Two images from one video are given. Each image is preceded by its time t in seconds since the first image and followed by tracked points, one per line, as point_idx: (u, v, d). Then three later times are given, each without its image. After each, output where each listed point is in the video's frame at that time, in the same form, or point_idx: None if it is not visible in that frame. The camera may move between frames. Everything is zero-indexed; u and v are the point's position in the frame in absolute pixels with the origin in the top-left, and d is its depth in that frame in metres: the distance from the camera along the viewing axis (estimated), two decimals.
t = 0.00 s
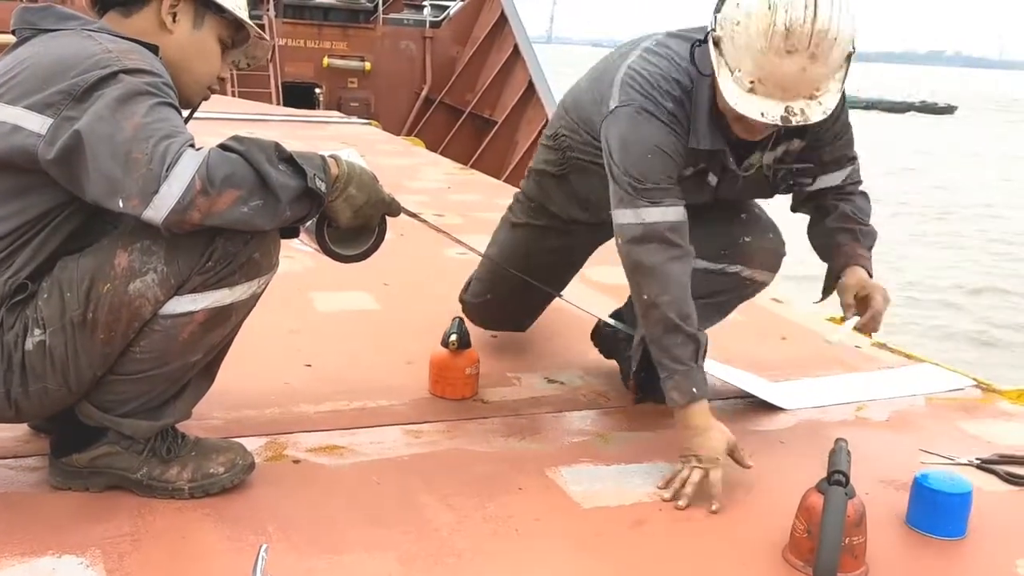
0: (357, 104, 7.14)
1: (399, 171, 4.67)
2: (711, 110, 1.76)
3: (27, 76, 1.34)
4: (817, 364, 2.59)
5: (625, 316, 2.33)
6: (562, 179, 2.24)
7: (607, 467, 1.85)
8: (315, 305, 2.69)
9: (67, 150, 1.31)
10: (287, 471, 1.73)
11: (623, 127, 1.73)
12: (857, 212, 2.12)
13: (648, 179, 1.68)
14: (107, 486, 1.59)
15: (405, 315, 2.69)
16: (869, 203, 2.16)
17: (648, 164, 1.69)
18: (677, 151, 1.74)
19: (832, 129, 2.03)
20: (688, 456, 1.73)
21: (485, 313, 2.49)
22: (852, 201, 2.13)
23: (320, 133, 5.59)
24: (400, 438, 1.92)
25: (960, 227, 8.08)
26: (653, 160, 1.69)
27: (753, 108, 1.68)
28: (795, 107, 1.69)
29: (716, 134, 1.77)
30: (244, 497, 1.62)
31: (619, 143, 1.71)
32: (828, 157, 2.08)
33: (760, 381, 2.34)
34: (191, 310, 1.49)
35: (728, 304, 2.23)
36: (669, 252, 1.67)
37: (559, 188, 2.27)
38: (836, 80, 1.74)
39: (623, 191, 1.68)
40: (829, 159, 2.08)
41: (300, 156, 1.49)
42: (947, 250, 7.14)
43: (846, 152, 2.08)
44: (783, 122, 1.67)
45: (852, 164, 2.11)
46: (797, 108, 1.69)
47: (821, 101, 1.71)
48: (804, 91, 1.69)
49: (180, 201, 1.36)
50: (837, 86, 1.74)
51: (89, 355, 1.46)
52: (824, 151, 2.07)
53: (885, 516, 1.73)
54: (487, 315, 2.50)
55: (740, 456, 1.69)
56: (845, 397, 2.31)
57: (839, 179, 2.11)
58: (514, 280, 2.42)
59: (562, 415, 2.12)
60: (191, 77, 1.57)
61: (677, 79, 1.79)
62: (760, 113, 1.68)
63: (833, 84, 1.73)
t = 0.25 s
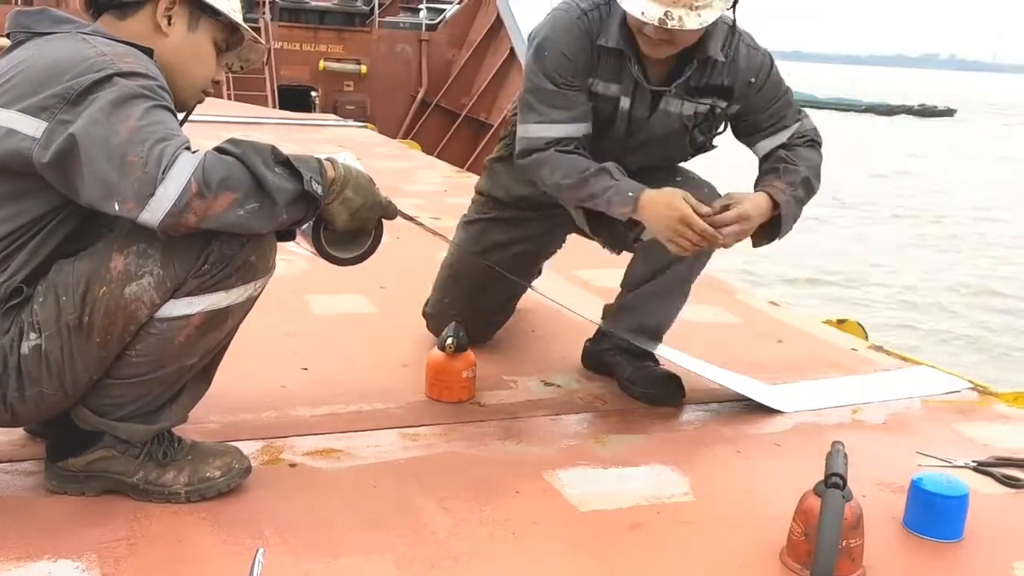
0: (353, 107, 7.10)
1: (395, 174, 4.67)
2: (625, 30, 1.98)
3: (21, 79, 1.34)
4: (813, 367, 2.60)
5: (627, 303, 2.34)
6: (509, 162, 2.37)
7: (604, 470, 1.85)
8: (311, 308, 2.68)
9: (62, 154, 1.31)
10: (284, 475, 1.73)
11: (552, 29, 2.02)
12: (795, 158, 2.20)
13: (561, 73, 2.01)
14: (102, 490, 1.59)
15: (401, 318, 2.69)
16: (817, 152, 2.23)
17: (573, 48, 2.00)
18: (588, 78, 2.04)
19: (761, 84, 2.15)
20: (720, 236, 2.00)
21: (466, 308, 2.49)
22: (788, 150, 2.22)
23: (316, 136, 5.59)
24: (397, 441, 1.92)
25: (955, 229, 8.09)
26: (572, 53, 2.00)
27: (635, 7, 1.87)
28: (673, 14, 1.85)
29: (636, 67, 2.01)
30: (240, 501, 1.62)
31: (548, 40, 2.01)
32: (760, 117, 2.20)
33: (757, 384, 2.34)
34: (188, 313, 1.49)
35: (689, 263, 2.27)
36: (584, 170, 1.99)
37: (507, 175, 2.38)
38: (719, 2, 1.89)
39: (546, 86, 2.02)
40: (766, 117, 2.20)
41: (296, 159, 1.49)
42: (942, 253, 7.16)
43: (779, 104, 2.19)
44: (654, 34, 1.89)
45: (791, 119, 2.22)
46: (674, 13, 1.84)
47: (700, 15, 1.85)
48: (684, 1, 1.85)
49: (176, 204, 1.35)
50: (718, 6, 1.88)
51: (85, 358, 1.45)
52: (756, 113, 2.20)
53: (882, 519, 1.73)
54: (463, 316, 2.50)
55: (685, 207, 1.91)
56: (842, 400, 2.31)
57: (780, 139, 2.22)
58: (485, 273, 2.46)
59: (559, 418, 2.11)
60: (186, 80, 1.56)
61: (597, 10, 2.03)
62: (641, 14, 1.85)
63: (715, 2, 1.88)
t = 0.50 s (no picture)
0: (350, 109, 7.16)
1: (393, 177, 4.68)
2: (532, 28, 2.11)
3: (19, 83, 1.34)
4: (811, 370, 2.60)
5: (613, 286, 2.32)
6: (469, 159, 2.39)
7: (602, 474, 1.85)
8: (309, 311, 2.68)
9: (60, 157, 1.31)
10: (282, 479, 1.72)
11: (462, 42, 2.16)
12: (690, 140, 2.17)
13: (474, 83, 2.15)
14: (100, 494, 1.59)
15: (399, 321, 2.69)
16: (720, 130, 2.18)
17: (477, 56, 2.15)
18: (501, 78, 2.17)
19: (665, 61, 2.16)
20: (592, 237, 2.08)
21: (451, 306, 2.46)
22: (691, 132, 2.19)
23: (314, 139, 5.59)
24: (395, 444, 1.92)
25: (951, 232, 8.10)
26: (482, 61, 2.15)
27: None
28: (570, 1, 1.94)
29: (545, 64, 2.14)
30: (238, 504, 1.62)
31: (458, 53, 2.16)
32: (671, 93, 2.20)
33: (755, 386, 2.34)
34: (186, 317, 1.49)
35: (655, 233, 2.27)
36: (495, 169, 2.17)
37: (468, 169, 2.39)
38: None
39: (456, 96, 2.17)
40: (678, 93, 2.20)
41: (294, 163, 1.49)
42: (938, 255, 7.17)
43: (691, 81, 2.19)
44: (555, 23, 1.98)
45: (704, 94, 2.19)
46: None
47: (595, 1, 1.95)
48: None
49: (174, 208, 1.35)
50: None
51: (83, 362, 1.45)
52: (665, 87, 2.20)
53: (880, 521, 1.73)
54: (450, 316, 2.49)
55: (554, 207, 2.09)
56: (839, 403, 2.31)
57: (692, 116, 2.20)
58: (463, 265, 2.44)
59: (557, 421, 2.11)
60: (184, 84, 1.56)
61: (504, 16, 2.17)
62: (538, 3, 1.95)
63: None
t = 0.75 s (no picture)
0: (348, 112, 7.22)
1: (390, 180, 4.69)
2: (450, 73, 2.21)
3: (16, 86, 1.33)
4: (809, 372, 2.60)
5: (613, 277, 2.30)
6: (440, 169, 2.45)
7: (600, 476, 1.85)
8: (306, 314, 2.68)
9: (58, 161, 1.31)
10: (280, 482, 1.72)
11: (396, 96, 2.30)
12: (579, 188, 2.17)
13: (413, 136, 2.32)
14: (98, 498, 1.58)
15: (396, 324, 2.69)
16: (611, 175, 2.17)
17: (411, 109, 2.28)
18: (437, 121, 2.30)
19: (579, 79, 2.16)
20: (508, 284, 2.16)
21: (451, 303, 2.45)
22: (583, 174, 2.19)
23: (310, 142, 5.60)
24: (393, 447, 1.92)
25: (948, 235, 8.12)
26: (415, 113, 2.28)
27: (439, 50, 2.03)
28: (472, 47, 2.01)
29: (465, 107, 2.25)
30: (236, 508, 1.61)
31: (394, 109, 2.30)
32: (579, 115, 2.20)
33: (753, 389, 2.35)
34: (184, 320, 1.48)
35: (652, 218, 2.29)
36: (435, 223, 2.33)
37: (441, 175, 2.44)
38: (513, 24, 2.05)
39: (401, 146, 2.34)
40: (589, 116, 2.19)
41: (292, 166, 1.49)
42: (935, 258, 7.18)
43: (603, 105, 2.18)
44: (463, 68, 2.06)
45: (602, 124, 2.18)
46: (473, 46, 2.01)
47: (495, 41, 2.02)
48: (477, 32, 2.02)
49: (172, 212, 1.35)
50: (513, 28, 2.04)
51: (81, 365, 1.45)
52: (579, 108, 2.19)
53: (878, 524, 1.73)
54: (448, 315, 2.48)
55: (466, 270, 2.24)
56: (837, 405, 2.31)
57: (588, 143, 2.19)
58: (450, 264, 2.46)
59: (555, 424, 2.11)
60: (182, 87, 1.56)
61: (425, 67, 2.26)
62: (444, 55, 2.02)
63: (509, 25, 2.04)
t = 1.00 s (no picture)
0: (346, 115, 7.29)
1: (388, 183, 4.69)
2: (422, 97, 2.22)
3: (14, 89, 1.33)
4: (807, 375, 2.60)
5: (606, 276, 2.30)
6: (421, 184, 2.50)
7: (598, 479, 1.84)
8: (304, 317, 2.68)
9: (55, 164, 1.30)
10: (278, 485, 1.72)
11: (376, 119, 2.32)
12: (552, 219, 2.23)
13: (395, 159, 2.33)
14: (95, 501, 1.58)
15: (394, 327, 2.69)
16: (579, 210, 2.23)
17: (391, 137, 2.29)
18: (416, 143, 2.31)
19: (553, 106, 2.19)
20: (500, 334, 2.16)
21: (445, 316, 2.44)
22: (551, 208, 2.24)
23: (308, 145, 5.60)
24: (391, 451, 1.91)
25: (945, 237, 8.13)
26: (394, 141, 2.30)
27: (401, 90, 2.01)
28: (432, 81, 2.00)
29: (440, 130, 2.26)
30: (234, 511, 1.61)
31: (376, 136, 2.32)
32: (553, 137, 2.23)
33: (751, 392, 2.35)
34: (181, 323, 1.48)
35: (642, 218, 2.28)
36: (418, 269, 2.32)
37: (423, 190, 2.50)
38: (467, 50, 2.02)
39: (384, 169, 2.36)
40: (559, 144, 2.23)
41: (290, 168, 1.49)
42: (932, 260, 7.19)
43: (574, 136, 2.22)
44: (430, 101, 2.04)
45: (574, 155, 2.23)
46: (432, 80, 1.99)
47: (454, 71, 2.01)
48: (434, 65, 2.00)
49: (171, 214, 1.35)
50: (468, 53, 2.02)
51: (78, 369, 1.45)
52: (549, 134, 2.23)
53: (877, 527, 1.73)
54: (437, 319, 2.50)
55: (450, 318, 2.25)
56: (835, 408, 2.31)
57: (556, 171, 2.24)
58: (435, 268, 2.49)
59: (553, 427, 2.11)
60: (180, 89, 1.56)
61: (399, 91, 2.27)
62: (406, 93, 2.00)
63: (463, 51, 2.02)
